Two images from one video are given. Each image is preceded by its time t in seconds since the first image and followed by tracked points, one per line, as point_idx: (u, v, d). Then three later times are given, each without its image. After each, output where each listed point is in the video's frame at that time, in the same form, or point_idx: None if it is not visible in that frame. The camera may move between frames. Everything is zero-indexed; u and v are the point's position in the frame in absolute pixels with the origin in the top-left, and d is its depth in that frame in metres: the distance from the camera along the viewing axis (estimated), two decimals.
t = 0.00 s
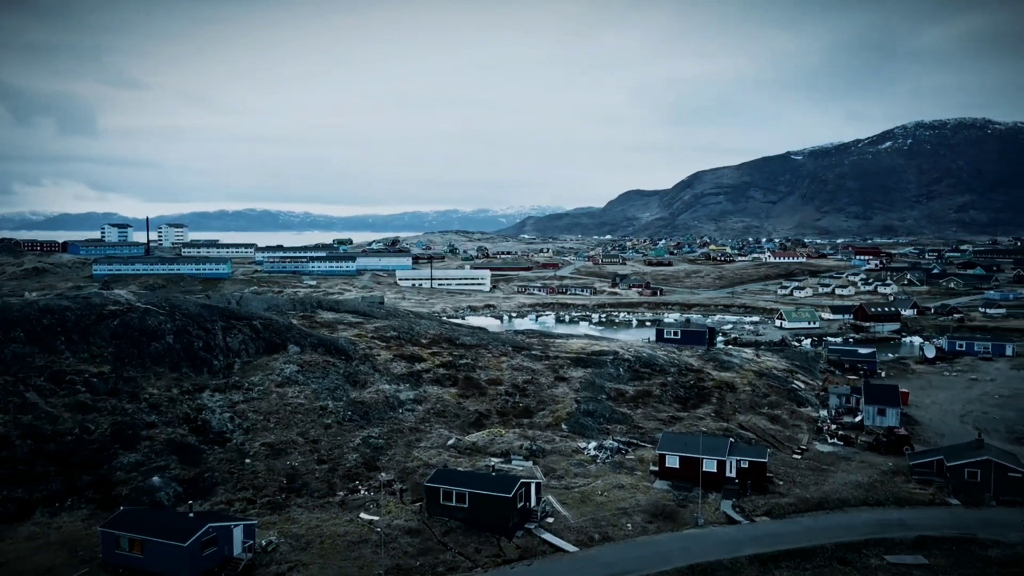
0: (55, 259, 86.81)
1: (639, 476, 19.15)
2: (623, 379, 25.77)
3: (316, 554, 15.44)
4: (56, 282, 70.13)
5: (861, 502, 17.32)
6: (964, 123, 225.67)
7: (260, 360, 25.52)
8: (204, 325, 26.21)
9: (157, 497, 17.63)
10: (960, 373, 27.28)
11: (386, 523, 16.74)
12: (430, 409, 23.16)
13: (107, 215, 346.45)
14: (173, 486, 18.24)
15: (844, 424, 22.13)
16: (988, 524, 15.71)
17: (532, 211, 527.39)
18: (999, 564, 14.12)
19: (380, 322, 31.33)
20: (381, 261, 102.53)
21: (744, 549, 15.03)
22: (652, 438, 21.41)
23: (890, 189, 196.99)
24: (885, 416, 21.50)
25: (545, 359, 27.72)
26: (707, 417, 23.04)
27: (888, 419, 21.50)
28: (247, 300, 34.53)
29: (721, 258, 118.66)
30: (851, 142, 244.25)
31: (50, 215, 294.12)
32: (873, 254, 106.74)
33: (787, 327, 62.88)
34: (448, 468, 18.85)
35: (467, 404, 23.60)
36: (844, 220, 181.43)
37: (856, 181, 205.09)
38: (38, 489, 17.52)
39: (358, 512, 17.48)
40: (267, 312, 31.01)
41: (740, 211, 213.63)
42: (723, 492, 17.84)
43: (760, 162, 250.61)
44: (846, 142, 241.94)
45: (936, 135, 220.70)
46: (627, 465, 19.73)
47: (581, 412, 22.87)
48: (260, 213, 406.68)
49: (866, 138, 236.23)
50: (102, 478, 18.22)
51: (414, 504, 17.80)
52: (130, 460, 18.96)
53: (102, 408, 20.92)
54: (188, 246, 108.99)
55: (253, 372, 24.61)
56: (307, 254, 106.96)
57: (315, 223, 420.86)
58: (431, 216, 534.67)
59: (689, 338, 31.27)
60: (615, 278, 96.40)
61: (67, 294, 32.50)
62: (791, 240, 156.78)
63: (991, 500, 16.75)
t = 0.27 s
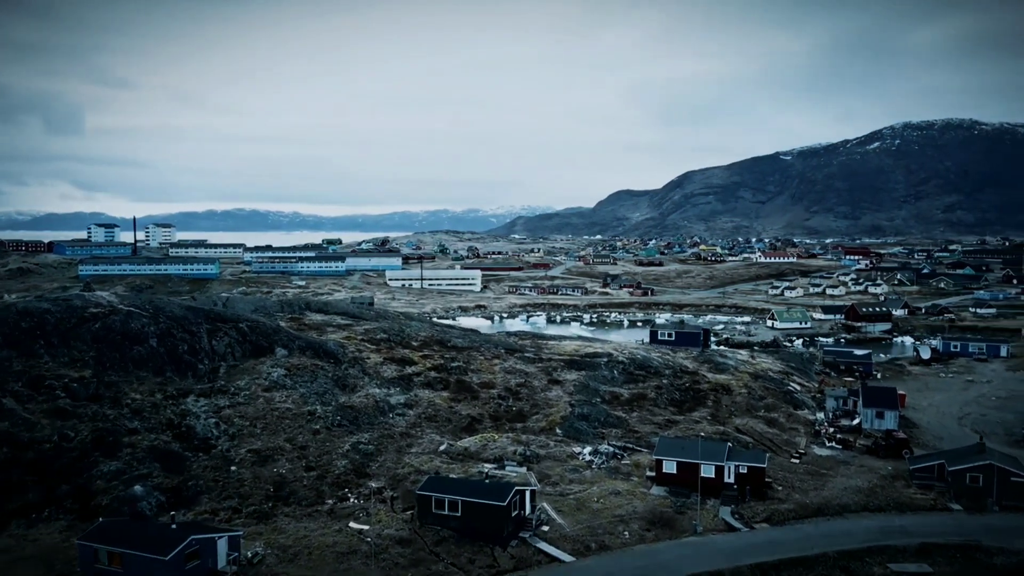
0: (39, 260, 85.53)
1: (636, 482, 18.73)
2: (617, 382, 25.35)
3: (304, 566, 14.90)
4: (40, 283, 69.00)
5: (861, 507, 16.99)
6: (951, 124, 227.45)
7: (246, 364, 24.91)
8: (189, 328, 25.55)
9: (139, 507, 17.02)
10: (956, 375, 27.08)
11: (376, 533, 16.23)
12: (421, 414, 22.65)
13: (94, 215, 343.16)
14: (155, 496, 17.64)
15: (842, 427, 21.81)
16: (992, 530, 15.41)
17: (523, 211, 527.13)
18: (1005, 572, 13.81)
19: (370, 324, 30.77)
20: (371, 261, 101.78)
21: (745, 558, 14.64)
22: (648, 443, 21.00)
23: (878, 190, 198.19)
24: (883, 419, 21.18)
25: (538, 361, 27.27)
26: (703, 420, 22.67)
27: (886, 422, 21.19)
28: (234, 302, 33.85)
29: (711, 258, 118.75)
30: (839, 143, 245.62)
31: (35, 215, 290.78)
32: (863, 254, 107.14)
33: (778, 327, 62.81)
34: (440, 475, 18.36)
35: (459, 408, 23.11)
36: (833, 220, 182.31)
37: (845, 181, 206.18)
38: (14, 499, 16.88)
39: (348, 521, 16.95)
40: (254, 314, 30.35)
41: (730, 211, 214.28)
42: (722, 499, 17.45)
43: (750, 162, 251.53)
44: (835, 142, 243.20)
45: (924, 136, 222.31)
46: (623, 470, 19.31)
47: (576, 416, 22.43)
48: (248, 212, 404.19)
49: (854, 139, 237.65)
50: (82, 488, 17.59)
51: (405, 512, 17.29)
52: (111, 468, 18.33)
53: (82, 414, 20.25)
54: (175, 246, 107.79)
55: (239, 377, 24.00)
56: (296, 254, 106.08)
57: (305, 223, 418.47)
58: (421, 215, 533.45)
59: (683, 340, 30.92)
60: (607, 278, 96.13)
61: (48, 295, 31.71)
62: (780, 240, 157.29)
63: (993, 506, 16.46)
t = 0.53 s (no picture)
0: (21, 260, 83.96)
1: (632, 488, 18.25)
2: (611, 385, 24.89)
3: None
4: (21, 283, 67.63)
5: (863, 514, 16.61)
6: (936, 124, 229.42)
7: (230, 368, 24.19)
8: (171, 332, 24.78)
9: (116, 519, 16.31)
10: (951, 376, 26.85)
11: (364, 544, 15.63)
12: (411, 419, 22.06)
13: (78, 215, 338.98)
14: (134, 507, 16.92)
15: (840, 431, 21.45)
16: (996, 537, 15.07)
17: (512, 211, 526.60)
18: None
19: (357, 326, 30.11)
20: (360, 261, 100.87)
21: (747, 569, 14.19)
22: (643, 448, 20.54)
23: (865, 190, 199.52)
24: (881, 422, 20.88)
25: (530, 364, 26.74)
26: (699, 424, 22.24)
27: (884, 425, 20.85)
28: (218, 304, 33.06)
29: (701, 258, 118.80)
30: (826, 144, 247.14)
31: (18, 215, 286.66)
32: (851, 254, 107.53)
33: (769, 328, 62.70)
34: (430, 483, 17.78)
35: (450, 413, 22.54)
36: (820, 220, 183.27)
37: (832, 181, 207.40)
38: None
39: (335, 532, 16.35)
40: (239, 317, 29.60)
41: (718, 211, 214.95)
42: (720, 506, 17.01)
43: (738, 162, 252.51)
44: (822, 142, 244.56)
45: (910, 137, 224.05)
46: (618, 477, 18.83)
47: (569, 420, 21.93)
48: (236, 212, 400.95)
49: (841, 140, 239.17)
50: (56, 499, 16.85)
51: (394, 522, 16.71)
52: (87, 478, 17.58)
53: (58, 421, 19.46)
54: (160, 246, 106.32)
55: (223, 381, 23.28)
56: (283, 254, 105.02)
57: (292, 222, 415.55)
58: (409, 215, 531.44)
59: (676, 341, 30.51)
60: (596, 278, 95.79)
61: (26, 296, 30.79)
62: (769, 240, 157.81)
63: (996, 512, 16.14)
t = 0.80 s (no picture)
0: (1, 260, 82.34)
1: (627, 496, 17.77)
2: (604, 388, 24.41)
3: None
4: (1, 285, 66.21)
5: (863, 521, 16.23)
6: (922, 125, 231.35)
7: (213, 372, 23.48)
8: (152, 335, 24.00)
9: (92, 533, 15.59)
10: (946, 377, 26.62)
11: (352, 557, 15.04)
12: (400, 425, 21.47)
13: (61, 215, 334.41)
14: (111, 519, 16.22)
15: (837, 435, 21.10)
16: (1001, 544, 14.72)
17: (501, 211, 525.92)
18: None
19: (344, 329, 29.44)
20: (347, 261, 99.92)
21: None
22: (638, 453, 20.08)
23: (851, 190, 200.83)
24: (879, 426, 20.52)
25: (522, 367, 26.20)
26: (694, 428, 21.81)
27: (882, 429, 20.51)
28: (202, 306, 32.26)
29: (690, 258, 118.84)
30: (813, 144, 248.66)
31: None
32: (840, 254, 107.95)
33: (759, 328, 62.57)
34: (420, 493, 17.20)
35: (440, 418, 21.97)
36: (807, 220, 184.24)
37: (819, 181, 208.61)
38: None
39: (321, 544, 15.74)
40: (223, 320, 28.83)
41: (707, 211, 215.56)
42: (719, 514, 16.56)
43: (726, 162, 253.45)
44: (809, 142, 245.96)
45: (895, 137, 225.80)
46: (613, 484, 18.35)
47: (562, 425, 21.44)
48: (222, 212, 397.42)
49: (828, 140, 240.71)
50: (29, 512, 16.06)
51: (383, 533, 16.13)
52: (62, 489, 16.82)
53: (33, 430, 18.67)
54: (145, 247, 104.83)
55: (205, 387, 22.57)
56: (270, 254, 103.98)
57: (279, 222, 412.62)
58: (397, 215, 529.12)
59: (670, 343, 30.09)
60: (586, 279, 95.44)
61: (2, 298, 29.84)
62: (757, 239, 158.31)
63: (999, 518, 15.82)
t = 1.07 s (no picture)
0: None
1: (623, 503, 17.29)
2: (598, 392, 23.92)
3: None
4: None
5: (865, 528, 15.85)
6: (908, 126, 233.23)
7: (196, 378, 22.76)
8: (132, 339, 23.20)
9: (67, 548, 14.85)
10: (942, 379, 26.39)
11: (340, 572, 14.45)
12: (389, 431, 20.89)
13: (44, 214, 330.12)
14: (87, 533, 15.47)
15: (835, 439, 20.75)
16: (1007, 552, 14.38)
17: (490, 211, 525.13)
18: None
19: (332, 331, 28.75)
20: (336, 262, 99.00)
21: None
22: (634, 459, 19.60)
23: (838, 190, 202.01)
24: (878, 429, 20.18)
25: (514, 370, 25.68)
26: (690, 432, 21.39)
27: (881, 433, 20.18)
28: (186, 309, 31.46)
29: (679, 258, 118.88)
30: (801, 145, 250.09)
31: None
32: (828, 254, 108.36)
33: (750, 329, 62.48)
34: (410, 503, 16.61)
35: (430, 424, 21.40)
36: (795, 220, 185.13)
37: (807, 181, 209.61)
38: None
39: (308, 558, 15.13)
40: (206, 323, 28.09)
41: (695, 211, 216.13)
42: (718, 522, 16.12)
43: (714, 162, 254.33)
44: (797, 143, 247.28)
45: (882, 138, 227.45)
46: (609, 491, 17.87)
47: (555, 430, 20.93)
48: (209, 212, 394.05)
49: (815, 140, 242.16)
50: None
51: (372, 545, 15.54)
52: (36, 501, 16.02)
53: (5, 438, 17.82)
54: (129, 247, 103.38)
55: (188, 392, 21.84)
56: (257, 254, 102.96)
57: (267, 222, 409.76)
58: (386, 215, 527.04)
59: (663, 345, 29.70)
60: (576, 279, 95.10)
61: None
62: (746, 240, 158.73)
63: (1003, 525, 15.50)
